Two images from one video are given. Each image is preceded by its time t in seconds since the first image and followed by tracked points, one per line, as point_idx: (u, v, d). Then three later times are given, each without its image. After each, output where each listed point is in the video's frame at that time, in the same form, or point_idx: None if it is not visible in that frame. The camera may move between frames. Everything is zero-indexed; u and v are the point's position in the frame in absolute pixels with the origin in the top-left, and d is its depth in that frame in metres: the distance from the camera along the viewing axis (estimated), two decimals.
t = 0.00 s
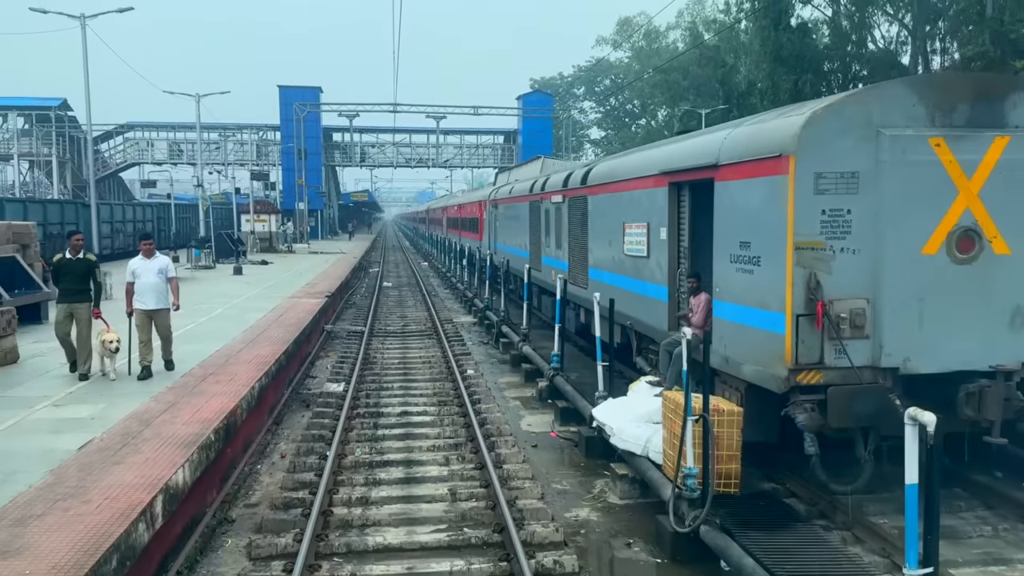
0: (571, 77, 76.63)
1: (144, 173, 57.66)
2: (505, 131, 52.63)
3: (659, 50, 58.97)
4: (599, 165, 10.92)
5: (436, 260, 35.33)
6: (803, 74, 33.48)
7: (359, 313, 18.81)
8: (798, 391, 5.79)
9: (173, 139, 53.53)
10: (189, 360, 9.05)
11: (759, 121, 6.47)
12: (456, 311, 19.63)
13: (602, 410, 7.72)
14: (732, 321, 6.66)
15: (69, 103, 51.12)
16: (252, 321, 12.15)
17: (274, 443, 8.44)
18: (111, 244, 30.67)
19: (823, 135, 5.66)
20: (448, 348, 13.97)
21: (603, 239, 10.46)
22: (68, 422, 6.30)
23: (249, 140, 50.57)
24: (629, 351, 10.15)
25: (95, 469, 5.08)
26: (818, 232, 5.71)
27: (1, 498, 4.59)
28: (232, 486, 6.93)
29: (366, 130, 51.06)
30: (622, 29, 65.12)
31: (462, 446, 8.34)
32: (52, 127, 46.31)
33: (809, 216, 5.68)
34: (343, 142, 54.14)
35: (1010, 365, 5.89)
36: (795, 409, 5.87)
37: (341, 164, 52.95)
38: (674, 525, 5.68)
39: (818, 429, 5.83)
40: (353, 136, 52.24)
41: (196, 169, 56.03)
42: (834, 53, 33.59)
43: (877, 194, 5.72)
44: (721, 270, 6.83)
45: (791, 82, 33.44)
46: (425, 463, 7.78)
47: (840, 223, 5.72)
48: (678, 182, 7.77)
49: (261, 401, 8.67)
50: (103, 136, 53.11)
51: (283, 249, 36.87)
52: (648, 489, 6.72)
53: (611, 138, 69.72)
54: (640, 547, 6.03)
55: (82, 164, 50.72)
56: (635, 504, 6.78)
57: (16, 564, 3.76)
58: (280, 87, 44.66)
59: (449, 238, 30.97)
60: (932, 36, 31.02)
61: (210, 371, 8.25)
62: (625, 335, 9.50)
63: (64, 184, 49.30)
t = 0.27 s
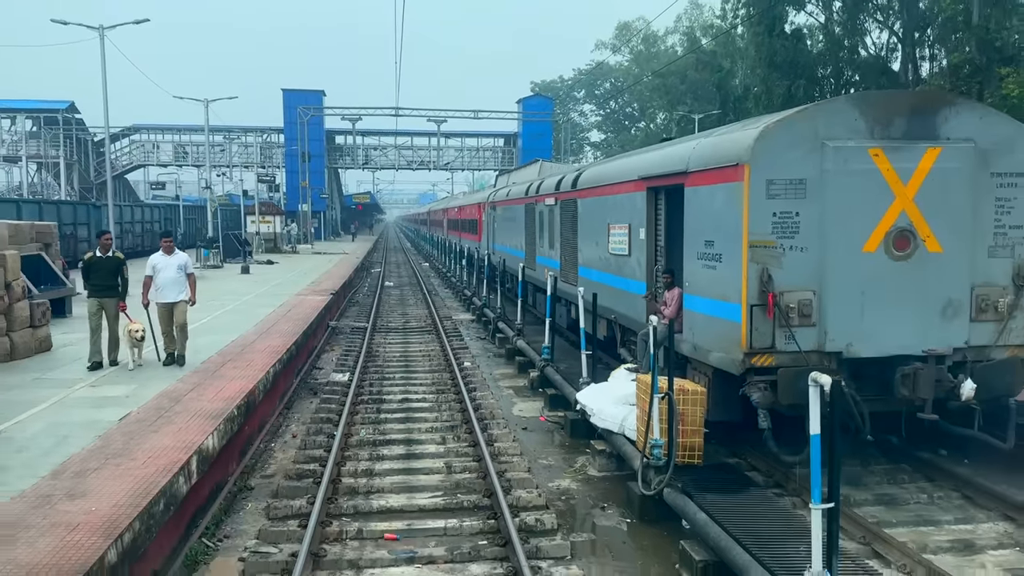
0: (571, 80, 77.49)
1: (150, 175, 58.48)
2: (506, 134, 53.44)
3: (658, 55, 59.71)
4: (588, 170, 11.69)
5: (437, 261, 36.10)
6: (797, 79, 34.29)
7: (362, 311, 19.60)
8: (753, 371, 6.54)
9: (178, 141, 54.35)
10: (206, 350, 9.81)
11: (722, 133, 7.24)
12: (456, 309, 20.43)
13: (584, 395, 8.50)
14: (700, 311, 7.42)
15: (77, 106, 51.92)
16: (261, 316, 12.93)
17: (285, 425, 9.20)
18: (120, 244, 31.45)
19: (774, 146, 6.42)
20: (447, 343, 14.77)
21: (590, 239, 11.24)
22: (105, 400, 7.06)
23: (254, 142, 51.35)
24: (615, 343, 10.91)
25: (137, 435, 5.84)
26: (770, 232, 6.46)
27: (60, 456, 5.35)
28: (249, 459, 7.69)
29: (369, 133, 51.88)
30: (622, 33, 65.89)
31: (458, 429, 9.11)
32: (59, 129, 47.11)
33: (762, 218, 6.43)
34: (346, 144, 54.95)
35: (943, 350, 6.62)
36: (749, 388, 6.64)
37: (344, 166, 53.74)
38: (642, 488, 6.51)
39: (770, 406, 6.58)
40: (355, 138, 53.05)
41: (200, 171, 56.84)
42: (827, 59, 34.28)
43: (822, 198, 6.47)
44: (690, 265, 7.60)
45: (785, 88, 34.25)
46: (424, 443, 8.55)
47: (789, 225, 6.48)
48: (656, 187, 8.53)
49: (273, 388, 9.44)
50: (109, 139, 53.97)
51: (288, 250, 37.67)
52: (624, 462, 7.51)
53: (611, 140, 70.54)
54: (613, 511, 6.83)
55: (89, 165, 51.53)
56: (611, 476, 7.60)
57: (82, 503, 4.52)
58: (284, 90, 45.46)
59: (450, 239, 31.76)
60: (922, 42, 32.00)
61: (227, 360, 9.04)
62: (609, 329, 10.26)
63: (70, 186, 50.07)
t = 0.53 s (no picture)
0: (570, 83, 78.35)
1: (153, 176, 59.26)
2: (504, 136, 54.24)
3: (654, 59, 60.47)
4: (577, 175, 12.46)
5: (436, 261, 36.89)
6: (788, 84, 35.04)
7: (364, 309, 20.38)
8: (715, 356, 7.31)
9: (181, 143, 55.12)
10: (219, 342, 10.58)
11: (692, 144, 8.02)
12: (453, 307, 21.22)
13: (569, 381, 9.28)
14: (671, 304, 8.21)
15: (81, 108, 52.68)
16: (269, 311, 13.71)
17: (294, 409, 9.98)
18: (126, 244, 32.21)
19: (734, 156, 7.20)
20: (444, 338, 15.57)
21: (578, 240, 12.01)
22: (134, 382, 7.83)
23: (256, 144, 52.12)
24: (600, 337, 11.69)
25: (168, 409, 6.62)
26: (730, 232, 7.23)
27: (104, 425, 6.13)
28: (262, 438, 8.47)
29: (369, 135, 52.68)
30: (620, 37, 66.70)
31: (453, 414, 9.88)
32: (65, 131, 47.89)
33: (723, 220, 7.21)
34: (346, 146, 55.74)
35: (887, 338, 7.36)
36: (713, 371, 7.41)
37: (345, 168, 54.50)
38: (615, 461, 7.31)
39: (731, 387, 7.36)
40: (356, 141, 53.83)
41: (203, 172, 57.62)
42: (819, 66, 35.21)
43: (777, 203, 7.24)
44: (663, 263, 8.38)
45: (776, 93, 35.02)
46: (422, 426, 9.33)
47: (747, 226, 7.26)
48: (635, 191, 9.32)
49: (282, 375, 10.21)
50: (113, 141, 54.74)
51: (290, 250, 38.45)
52: (603, 440, 8.30)
53: (609, 143, 71.36)
54: (592, 482, 7.61)
55: (94, 166, 52.31)
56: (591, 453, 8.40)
57: (129, 460, 5.29)
58: (286, 93, 46.25)
59: (449, 240, 32.54)
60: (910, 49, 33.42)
61: (240, 350, 9.81)
62: (595, 323, 11.03)
63: (75, 187, 50.83)
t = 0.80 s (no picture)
0: (567, 87, 79.16)
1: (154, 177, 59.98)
2: (501, 140, 55.01)
3: (650, 64, 61.25)
4: (565, 180, 13.24)
5: (433, 262, 37.65)
6: (778, 90, 35.66)
7: (363, 307, 21.15)
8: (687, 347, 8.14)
9: (182, 145, 55.85)
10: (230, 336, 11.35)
11: (666, 154, 8.81)
12: (450, 306, 21.99)
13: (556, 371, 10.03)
14: (647, 300, 9.00)
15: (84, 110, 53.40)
16: (274, 308, 14.48)
17: (300, 398, 10.75)
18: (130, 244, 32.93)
19: (701, 166, 7.98)
20: (441, 334, 16.37)
21: (567, 241, 12.80)
22: (156, 371, 8.61)
23: (256, 146, 52.86)
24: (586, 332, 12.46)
25: (191, 391, 7.40)
26: (697, 235, 8.02)
27: (136, 404, 6.90)
28: (273, 421, 9.27)
29: (368, 138, 53.43)
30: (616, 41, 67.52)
31: (447, 403, 10.65)
32: (68, 133, 48.61)
33: (691, 223, 7.99)
34: (346, 149, 56.49)
35: (839, 331, 8.13)
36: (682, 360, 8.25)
37: (344, 170, 55.21)
38: (592, 440, 8.08)
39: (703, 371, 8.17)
40: (355, 143, 54.58)
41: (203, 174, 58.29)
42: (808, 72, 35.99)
43: (739, 209, 8.03)
44: (640, 263, 9.18)
45: (766, 99, 35.82)
46: (418, 414, 10.10)
47: (713, 229, 8.04)
48: (616, 196, 10.11)
49: (288, 367, 10.97)
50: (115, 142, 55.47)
51: (290, 251, 39.20)
52: (584, 424, 9.08)
53: (605, 146, 72.15)
54: (574, 462, 8.38)
55: (96, 167, 52.98)
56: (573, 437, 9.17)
57: (162, 431, 6.05)
58: (286, 97, 47.01)
59: (446, 241, 33.30)
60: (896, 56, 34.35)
61: (250, 343, 10.59)
62: (581, 319, 11.82)
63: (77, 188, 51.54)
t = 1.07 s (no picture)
0: (563, 90, 80.03)
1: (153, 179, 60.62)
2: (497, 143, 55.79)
3: (644, 68, 62.14)
4: (554, 185, 14.01)
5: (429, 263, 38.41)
6: (767, 97, 36.39)
7: (361, 306, 21.90)
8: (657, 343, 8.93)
9: (182, 146, 56.51)
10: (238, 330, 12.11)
11: (644, 162, 9.60)
12: (445, 305, 22.78)
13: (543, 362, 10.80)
14: (625, 296, 9.81)
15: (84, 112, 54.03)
16: (277, 306, 15.23)
17: (304, 388, 11.53)
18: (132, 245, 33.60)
19: (673, 175, 8.78)
20: (436, 331, 17.15)
21: (555, 242, 13.58)
22: (174, 360, 9.37)
23: (254, 148, 53.54)
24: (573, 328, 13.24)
25: (208, 376, 8.18)
26: (669, 237, 8.82)
27: (160, 387, 7.66)
28: (280, 407, 10.08)
29: (366, 141, 54.17)
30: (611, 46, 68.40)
31: (441, 393, 11.43)
32: (69, 134, 49.25)
33: (663, 226, 8.80)
34: (343, 151, 57.22)
35: (798, 325, 8.95)
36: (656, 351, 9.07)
37: (341, 172, 55.91)
38: (574, 423, 8.93)
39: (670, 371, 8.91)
40: (353, 146, 55.30)
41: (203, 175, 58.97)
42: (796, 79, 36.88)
43: (707, 213, 8.83)
44: (619, 263, 9.98)
45: (755, 105, 36.70)
46: (415, 402, 10.89)
47: (683, 232, 8.84)
48: (599, 201, 10.91)
49: (293, 359, 11.74)
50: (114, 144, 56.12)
51: (288, 251, 39.92)
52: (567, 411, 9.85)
53: (600, 149, 73.04)
54: (557, 444, 9.19)
55: (96, 168, 53.62)
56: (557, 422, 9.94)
57: (186, 408, 6.81)
58: (285, 100, 47.71)
59: (442, 243, 34.04)
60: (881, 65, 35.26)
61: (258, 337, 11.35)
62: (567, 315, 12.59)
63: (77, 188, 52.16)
